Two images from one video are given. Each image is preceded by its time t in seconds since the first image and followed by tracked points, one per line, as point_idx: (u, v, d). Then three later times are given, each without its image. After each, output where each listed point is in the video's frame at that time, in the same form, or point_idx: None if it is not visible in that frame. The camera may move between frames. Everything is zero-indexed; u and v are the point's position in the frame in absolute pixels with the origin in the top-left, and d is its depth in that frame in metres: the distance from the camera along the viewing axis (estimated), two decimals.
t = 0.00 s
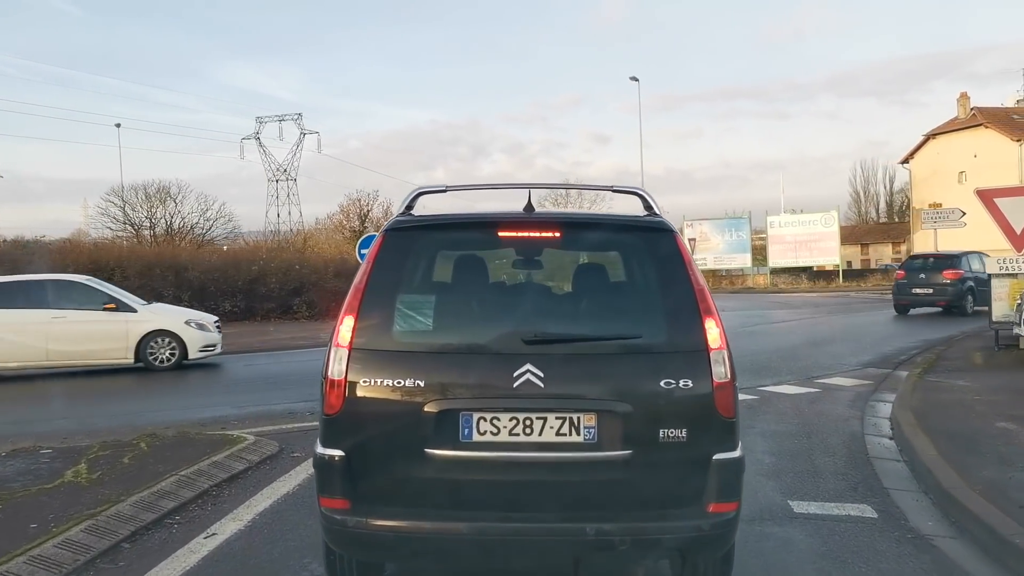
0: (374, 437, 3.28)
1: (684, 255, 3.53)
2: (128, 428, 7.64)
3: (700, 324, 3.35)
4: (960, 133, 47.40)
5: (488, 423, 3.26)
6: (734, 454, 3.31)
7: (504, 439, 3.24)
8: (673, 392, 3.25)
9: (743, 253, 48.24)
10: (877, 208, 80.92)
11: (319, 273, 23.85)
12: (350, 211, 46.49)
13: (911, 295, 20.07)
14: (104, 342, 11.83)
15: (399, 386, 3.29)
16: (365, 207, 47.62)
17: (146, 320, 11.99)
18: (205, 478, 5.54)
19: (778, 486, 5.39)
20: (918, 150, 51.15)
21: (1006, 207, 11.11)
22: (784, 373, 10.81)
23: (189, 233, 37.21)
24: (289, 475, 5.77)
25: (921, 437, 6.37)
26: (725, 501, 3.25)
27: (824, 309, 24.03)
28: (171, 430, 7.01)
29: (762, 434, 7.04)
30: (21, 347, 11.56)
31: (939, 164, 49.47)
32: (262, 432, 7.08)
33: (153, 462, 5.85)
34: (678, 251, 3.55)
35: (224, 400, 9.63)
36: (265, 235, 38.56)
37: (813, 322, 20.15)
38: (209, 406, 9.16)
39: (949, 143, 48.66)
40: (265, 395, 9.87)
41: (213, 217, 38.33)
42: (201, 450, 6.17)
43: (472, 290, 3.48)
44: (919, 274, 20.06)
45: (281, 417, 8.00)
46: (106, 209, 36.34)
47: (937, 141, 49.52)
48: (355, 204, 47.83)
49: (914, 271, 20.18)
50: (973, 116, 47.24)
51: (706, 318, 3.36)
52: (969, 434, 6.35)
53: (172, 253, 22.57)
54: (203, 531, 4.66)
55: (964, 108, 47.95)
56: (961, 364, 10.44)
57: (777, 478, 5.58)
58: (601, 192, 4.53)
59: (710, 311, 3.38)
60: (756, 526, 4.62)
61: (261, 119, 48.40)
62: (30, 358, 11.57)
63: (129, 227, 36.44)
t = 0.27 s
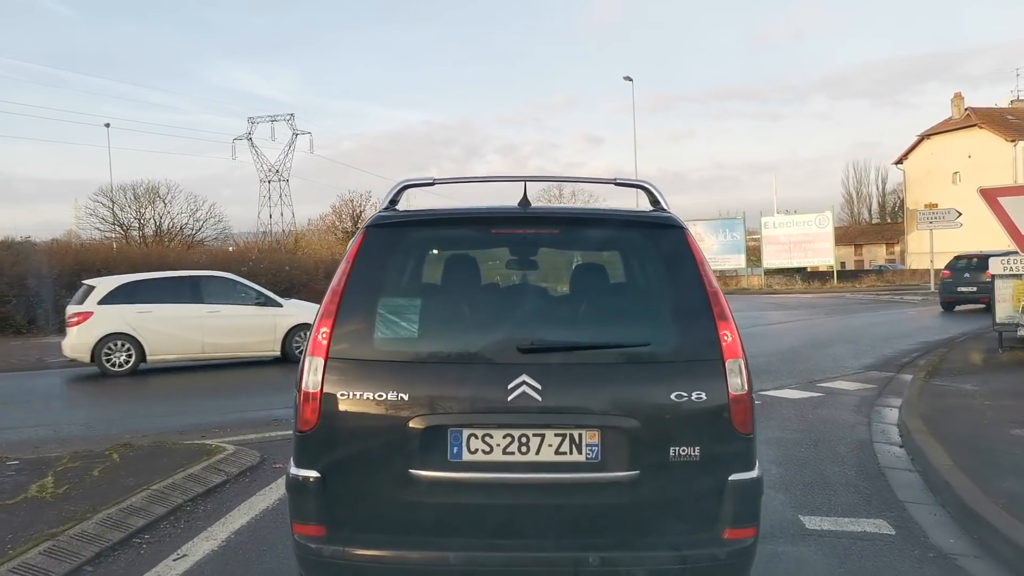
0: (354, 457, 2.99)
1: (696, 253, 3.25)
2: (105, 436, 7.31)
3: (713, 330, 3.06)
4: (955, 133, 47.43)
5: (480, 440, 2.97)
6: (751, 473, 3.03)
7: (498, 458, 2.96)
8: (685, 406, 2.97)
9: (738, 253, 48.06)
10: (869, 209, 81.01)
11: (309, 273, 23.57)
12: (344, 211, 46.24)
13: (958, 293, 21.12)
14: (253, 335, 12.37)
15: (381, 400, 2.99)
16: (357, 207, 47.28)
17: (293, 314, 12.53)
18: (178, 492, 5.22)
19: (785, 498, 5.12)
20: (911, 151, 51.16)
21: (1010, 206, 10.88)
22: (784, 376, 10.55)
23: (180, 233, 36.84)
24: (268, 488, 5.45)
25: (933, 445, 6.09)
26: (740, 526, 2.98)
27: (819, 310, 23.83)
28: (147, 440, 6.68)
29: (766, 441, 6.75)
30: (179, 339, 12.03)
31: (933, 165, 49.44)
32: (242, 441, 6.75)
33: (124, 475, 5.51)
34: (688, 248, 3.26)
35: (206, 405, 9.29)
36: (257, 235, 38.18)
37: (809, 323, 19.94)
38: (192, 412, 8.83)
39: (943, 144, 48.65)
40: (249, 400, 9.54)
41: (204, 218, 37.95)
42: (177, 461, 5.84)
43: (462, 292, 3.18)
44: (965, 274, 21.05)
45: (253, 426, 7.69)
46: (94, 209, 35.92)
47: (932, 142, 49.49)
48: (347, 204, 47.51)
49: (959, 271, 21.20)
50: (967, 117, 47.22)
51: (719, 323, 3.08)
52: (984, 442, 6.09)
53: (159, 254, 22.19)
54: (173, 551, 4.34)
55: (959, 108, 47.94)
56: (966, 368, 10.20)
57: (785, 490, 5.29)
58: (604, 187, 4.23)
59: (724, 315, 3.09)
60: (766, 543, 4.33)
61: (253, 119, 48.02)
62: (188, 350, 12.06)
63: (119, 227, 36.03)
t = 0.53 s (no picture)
0: (336, 472, 2.78)
1: (705, 251, 3.03)
2: (86, 443, 7.06)
3: (725, 333, 2.85)
4: (949, 133, 47.45)
5: (473, 455, 2.76)
6: (766, 490, 2.83)
7: (493, 474, 2.75)
8: (696, 418, 2.77)
9: (734, 254, 47.94)
10: (863, 210, 81.04)
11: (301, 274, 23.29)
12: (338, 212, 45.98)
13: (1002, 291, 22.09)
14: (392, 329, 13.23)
15: (367, 411, 2.77)
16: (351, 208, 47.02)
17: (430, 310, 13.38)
18: (158, 503, 4.98)
19: (792, 508, 4.91)
20: (906, 151, 51.17)
21: (1013, 205, 10.71)
22: (783, 379, 10.35)
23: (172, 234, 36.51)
24: (253, 498, 5.21)
25: (943, 451, 5.89)
26: (754, 546, 2.78)
27: (815, 311, 23.67)
28: (129, 448, 6.45)
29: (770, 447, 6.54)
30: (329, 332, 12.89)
31: (929, 165, 49.42)
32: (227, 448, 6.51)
33: (102, 485, 5.27)
34: (696, 246, 3.04)
35: (193, 409, 9.04)
36: (250, 236, 37.86)
37: (806, 324, 19.77)
38: (178, 416, 8.58)
39: (939, 144, 48.63)
40: (237, 403, 9.30)
41: (197, 218, 37.62)
42: (158, 470, 5.60)
43: (454, 294, 2.97)
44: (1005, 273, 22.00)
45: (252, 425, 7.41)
46: (85, 209, 35.58)
47: (927, 142, 49.48)
48: (341, 205, 47.26)
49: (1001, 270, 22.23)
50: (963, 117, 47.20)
51: (731, 326, 2.87)
52: (994, 448, 5.89)
53: (150, 254, 21.87)
54: (149, 568, 4.10)
55: (954, 108, 47.92)
56: (970, 369, 10.02)
57: (791, 499, 5.07)
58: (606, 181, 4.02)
59: (736, 317, 2.88)
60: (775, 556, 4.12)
61: (248, 120, 47.78)
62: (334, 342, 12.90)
63: (111, 228, 35.68)
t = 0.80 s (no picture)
0: (323, 484, 2.65)
1: (709, 251, 2.91)
2: (72, 448, 6.90)
3: (730, 337, 2.73)
4: (944, 134, 47.50)
5: (467, 466, 2.63)
6: (774, 503, 2.70)
7: (486, 486, 2.62)
8: (703, 425, 2.64)
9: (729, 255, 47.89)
10: (857, 210, 80.97)
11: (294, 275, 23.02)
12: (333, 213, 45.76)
13: None
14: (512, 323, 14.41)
15: (357, 421, 2.64)
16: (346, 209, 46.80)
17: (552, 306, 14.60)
18: (143, 511, 4.83)
19: (794, 515, 4.78)
20: (901, 152, 51.17)
21: (1013, 205, 10.61)
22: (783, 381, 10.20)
23: (166, 235, 36.28)
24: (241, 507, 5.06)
25: (948, 456, 5.76)
26: (762, 561, 2.66)
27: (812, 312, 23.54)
28: (115, 453, 6.29)
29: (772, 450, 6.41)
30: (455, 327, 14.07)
31: (925, 166, 49.46)
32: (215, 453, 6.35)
33: (85, 492, 5.11)
34: (701, 245, 2.92)
35: (182, 412, 8.87)
36: (245, 237, 37.62)
37: (802, 325, 19.64)
38: (167, 419, 8.41)
39: (934, 145, 48.67)
40: (228, 406, 9.13)
41: (190, 219, 37.39)
42: (145, 476, 5.44)
43: (447, 297, 2.84)
44: None
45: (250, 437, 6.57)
46: (78, 209, 35.36)
47: (923, 143, 49.53)
48: (336, 206, 47.06)
49: None
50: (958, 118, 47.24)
51: (737, 329, 2.75)
52: (1000, 453, 5.77)
53: (142, 254, 21.66)
54: None
55: (950, 109, 47.98)
56: (971, 371, 9.92)
57: (794, 506, 4.95)
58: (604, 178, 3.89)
59: (743, 321, 2.76)
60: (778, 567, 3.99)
61: (242, 120, 47.57)
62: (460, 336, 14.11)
63: (104, 229, 35.43)
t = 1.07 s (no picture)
0: (315, 491, 2.58)
1: (708, 252, 2.84)
2: (63, 451, 6.81)
3: (729, 340, 2.67)
4: (939, 134, 47.57)
5: (462, 473, 2.57)
6: (777, 509, 2.64)
7: (481, 494, 2.56)
8: (704, 431, 2.58)
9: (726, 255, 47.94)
10: (853, 210, 81.09)
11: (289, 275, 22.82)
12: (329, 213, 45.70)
13: None
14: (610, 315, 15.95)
15: (350, 427, 2.57)
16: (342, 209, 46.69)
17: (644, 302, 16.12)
18: (134, 516, 4.75)
19: (794, 519, 4.71)
20: (897, 152, 51.21)
21: (1010, 205, 10.57)
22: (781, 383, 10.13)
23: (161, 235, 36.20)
24: (233, 511, 4.97)
25: (949, 459, 5.70)
26: (765, 567, 2.60)
27: (809, 312, 23.47)
28: (106, 456, 6.20)
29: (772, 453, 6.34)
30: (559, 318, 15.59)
31: (921, 167, 49.56)
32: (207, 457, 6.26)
33: (75, 496, 5.02)
34: (700, 246, 2.85)
35: (175, 414, 8.77)
36: (241, 237, 37.53)
37: (799, 326, 19.58)
38: (159, 422, 8.31)
39: (930, 145, 48.77)
40: (222, 408, 9.04)
41: (186, 219, 37.31)
42: (136, 479, 5.36)
43: (443, 299, 2.77)
44: None
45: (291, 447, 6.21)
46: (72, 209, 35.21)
47: (919, 143, 49.62)
48: (332, 206, 46.94)
49: None
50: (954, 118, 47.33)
51: (737, 331, 2.68)
52: (1000, 456, 5.71)
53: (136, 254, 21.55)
54: None
55: (945, 110, 48.07)
56: (969, 372, 9.87)
57: (794, 510, 4.89)
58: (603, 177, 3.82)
59: (744, 324, 2.69)
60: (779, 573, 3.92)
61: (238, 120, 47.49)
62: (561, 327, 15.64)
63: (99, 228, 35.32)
